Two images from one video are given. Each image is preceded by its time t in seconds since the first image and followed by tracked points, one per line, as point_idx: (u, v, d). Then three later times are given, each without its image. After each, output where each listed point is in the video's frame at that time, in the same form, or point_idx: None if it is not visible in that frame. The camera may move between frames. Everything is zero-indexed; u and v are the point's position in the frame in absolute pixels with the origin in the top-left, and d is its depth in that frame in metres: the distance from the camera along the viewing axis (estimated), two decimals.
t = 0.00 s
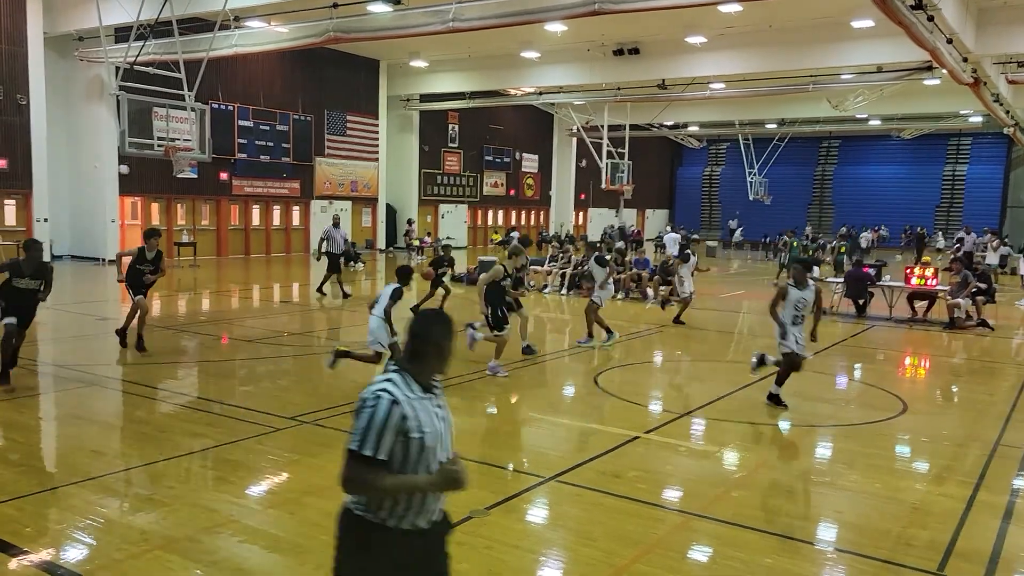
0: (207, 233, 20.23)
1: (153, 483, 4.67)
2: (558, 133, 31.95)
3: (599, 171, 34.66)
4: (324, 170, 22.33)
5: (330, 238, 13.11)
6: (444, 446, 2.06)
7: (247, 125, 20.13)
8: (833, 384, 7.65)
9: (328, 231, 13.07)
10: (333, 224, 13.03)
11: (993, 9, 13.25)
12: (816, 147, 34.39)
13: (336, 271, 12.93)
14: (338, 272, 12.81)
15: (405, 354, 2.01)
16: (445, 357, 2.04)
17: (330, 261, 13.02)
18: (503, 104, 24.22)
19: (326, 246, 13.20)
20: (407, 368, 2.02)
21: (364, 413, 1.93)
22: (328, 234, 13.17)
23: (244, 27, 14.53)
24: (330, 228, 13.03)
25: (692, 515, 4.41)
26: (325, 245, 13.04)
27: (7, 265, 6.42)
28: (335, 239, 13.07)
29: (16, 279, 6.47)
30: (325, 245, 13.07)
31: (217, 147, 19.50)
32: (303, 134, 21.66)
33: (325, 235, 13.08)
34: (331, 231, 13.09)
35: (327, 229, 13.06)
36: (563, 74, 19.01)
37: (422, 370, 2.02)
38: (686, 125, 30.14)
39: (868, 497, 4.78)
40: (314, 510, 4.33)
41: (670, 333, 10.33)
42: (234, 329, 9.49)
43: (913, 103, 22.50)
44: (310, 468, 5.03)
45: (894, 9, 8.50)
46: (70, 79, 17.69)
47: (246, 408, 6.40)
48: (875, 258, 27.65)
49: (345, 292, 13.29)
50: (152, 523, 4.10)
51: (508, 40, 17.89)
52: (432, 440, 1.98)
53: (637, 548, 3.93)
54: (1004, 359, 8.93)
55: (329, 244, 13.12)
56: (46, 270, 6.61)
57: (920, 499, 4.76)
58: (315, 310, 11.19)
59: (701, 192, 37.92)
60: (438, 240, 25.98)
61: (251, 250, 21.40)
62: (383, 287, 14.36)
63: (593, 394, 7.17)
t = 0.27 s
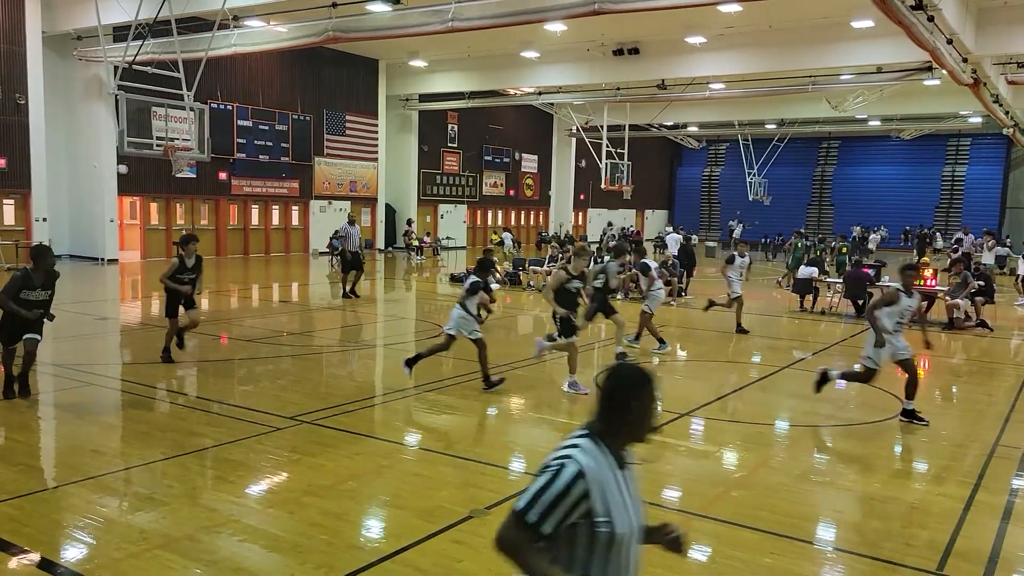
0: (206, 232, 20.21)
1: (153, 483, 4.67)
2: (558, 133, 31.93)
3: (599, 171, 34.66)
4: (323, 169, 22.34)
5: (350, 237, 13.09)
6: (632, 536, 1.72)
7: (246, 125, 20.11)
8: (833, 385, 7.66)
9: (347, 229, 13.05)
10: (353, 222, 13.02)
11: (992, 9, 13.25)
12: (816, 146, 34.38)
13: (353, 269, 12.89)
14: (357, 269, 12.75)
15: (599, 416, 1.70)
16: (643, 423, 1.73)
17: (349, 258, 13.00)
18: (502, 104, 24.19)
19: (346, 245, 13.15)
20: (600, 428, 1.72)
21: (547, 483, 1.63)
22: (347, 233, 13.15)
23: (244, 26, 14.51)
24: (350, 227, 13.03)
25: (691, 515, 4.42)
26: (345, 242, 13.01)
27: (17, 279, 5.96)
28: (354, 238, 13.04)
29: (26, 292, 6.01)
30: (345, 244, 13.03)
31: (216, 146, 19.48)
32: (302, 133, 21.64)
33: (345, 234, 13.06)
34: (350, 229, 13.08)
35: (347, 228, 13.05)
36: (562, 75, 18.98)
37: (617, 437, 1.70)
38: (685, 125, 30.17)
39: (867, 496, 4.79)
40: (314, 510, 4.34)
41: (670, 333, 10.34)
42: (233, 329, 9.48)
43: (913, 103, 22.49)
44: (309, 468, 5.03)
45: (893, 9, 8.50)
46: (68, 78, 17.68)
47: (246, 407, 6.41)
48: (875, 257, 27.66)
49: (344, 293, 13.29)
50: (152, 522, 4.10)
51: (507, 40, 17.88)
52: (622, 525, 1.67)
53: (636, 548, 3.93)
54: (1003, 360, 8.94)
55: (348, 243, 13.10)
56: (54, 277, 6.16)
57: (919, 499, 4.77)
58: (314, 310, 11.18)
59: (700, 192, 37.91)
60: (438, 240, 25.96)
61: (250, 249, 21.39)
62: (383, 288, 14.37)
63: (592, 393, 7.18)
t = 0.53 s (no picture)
0: (200, 232, 20.15)
1: (146, 483, 4.65)
2: (553, 133, 31.94)
3: (594, 170, 34.68)
4: (317, 168, 22.30)
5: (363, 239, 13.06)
6: None
7: (240, 124, 20.06)
8: (827, 384, 7.68)
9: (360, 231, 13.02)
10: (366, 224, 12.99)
11: (985, 10, 13.30)
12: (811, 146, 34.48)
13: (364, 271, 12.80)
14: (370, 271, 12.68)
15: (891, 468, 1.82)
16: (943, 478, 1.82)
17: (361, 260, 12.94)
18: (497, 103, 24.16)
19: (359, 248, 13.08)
20: (886, 483, 1.87)
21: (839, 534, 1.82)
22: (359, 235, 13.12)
23: (238, 25, 14.48)
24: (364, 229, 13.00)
25: (686, 514, 4.42)
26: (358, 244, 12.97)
27: (30, 294, 4.90)
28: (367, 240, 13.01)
29: (42, 310, 4.96)
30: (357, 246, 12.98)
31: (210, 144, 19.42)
32: (296, 132, 21.58)
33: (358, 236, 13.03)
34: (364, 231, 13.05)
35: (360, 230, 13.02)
36: (556, 75, 18.98)
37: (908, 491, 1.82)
38: (680, 125, 30.23)
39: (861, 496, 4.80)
40: (308, 510, 4.32)
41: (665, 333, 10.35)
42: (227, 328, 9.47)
43: (907, 103, 22.57)
44: (303, 468, 5.02)
45: (887, 10, 8.53)
46: (61, 76, 17.60)
47: (239, 407, 6.39)
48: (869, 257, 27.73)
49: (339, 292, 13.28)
50: (145, 522, 4.08)
51: (502, 40, 17.87)
52: None
53: (630, 547, 3.93)
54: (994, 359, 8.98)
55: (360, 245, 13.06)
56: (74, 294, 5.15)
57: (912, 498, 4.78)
58: (308, 309, 11.17)
59: (695, 192, 37.97)
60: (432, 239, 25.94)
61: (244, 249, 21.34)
62: (377, 287, 14.36)
63: (587, 393, 7.19)
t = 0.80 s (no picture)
0: (188, 231, 20.05)
1: (132, 484, 4.62)
2: (543, 132, 31.96)
3: (584, 170, 34.73)
4: (307, 167, 22.24)
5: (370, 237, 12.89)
6: None
7: (228, 122, 19.98)
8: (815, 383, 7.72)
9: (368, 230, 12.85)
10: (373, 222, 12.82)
11: (972, 12, 13.40)
12: (799, 147, 34.62)
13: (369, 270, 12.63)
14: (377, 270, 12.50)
15: None
16: None
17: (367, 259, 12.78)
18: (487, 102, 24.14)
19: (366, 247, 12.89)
20: None
21: None
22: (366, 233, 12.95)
23: (227, 23, 14.44)
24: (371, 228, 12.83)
25: (674, 513, 4.43)
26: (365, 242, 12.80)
27: (60, 310, 4.12)
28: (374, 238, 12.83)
29: (74, 328, 4.16)
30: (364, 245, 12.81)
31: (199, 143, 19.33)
32: (285, 131, 21.51)
33: (364, 235, 12.85)
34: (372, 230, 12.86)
35: (368, 229, 12.84)
36: (546, 74, 19.00)
37: None
38: (670, 125, 30.31)
39: (848, 494, 4.82)
40: (297, 510, 4.31)
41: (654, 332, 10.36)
42: (214, 327, 9.42)
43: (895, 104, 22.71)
44: (292, 468, 5.00)
45: (874, 11, 8.57)
46: (48, 75, 17.48)
47: (228, 407, 6.35)
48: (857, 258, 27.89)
49: (327, 292, 13.24)
50: (132, 523, 4.05)
51: (491, 39, 17.88)
52: None
53: (619, 547, 3.94)
54: (981, 358, 9.05)
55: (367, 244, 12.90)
56: (102, 309, 4.38)
57: (899, 497, 4.80)
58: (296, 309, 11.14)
59: (685, 192, 38.07)
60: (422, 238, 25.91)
61: (233, 248, 21.25)
62: (366, 286, 14.34)
63: (576, 392, 7.19)
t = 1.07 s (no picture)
0: (179, 230, 19.96)
1: (123, 484, 4.60)
2: (536, 132, 31.97)
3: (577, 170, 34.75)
4: (299, 166, 22.18)
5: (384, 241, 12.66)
6: None
7: (220, 121, 19.92)
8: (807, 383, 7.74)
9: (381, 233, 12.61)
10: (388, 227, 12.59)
11: (963, 13, 13.47)
12: (791, 147, 34.73)
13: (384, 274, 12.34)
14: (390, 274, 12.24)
15: None
16: None
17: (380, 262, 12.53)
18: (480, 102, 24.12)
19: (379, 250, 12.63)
20: None
21: None
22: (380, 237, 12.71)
23: (219, 21, 14.40)
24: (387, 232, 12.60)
25: (667, 513, 4.44)
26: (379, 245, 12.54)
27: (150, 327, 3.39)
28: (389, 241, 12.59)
29: (159, 343, 3.51)
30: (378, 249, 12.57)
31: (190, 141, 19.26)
32: (277, 130, 21.46)
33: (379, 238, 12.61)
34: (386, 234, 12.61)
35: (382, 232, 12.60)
36: (538, 74, 19.02)
37: None
38: (663, 126, 30.35)
39: (839, 494, 4.83)
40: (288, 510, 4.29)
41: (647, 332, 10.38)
42: (205, 327, 9.38)
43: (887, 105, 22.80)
44: (284, 467, 4.98)
45: (866, 12, 8.60)
46: (38, 73, 17.39)
47: (220, 407, 6.33)
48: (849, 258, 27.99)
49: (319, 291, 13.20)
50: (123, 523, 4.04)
51: (484, 38, 17.86)
52: None
53: (612, 546, 3.94)
54: (971, 358, 9.10)
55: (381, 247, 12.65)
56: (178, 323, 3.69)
57: (890, 496, 4.83)
58: (289, 308, 11.10)
59: (677, 192, 38.14)
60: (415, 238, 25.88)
61: (225, 247, 21.18)
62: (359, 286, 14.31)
63: (569, 392, 7.19)
